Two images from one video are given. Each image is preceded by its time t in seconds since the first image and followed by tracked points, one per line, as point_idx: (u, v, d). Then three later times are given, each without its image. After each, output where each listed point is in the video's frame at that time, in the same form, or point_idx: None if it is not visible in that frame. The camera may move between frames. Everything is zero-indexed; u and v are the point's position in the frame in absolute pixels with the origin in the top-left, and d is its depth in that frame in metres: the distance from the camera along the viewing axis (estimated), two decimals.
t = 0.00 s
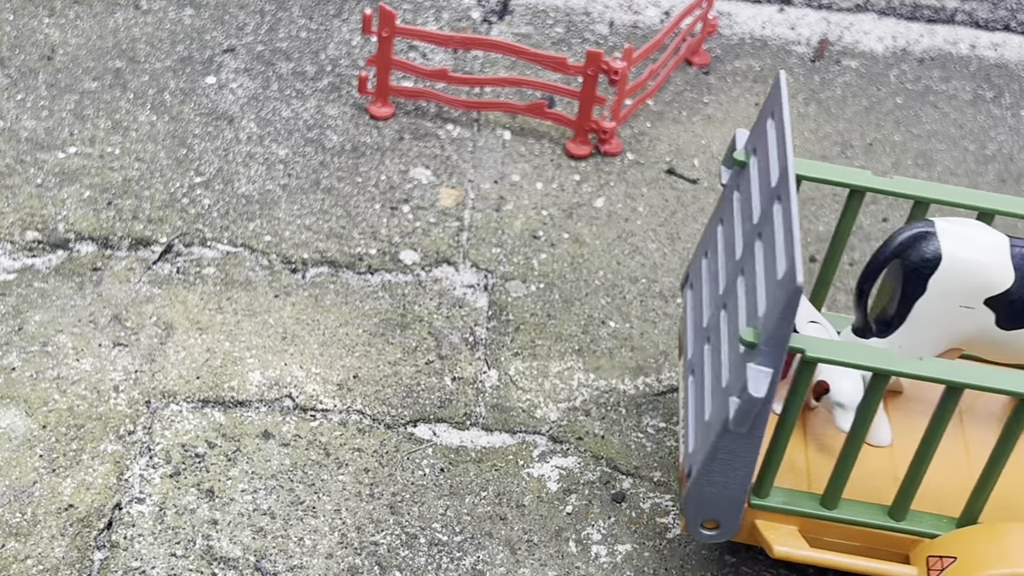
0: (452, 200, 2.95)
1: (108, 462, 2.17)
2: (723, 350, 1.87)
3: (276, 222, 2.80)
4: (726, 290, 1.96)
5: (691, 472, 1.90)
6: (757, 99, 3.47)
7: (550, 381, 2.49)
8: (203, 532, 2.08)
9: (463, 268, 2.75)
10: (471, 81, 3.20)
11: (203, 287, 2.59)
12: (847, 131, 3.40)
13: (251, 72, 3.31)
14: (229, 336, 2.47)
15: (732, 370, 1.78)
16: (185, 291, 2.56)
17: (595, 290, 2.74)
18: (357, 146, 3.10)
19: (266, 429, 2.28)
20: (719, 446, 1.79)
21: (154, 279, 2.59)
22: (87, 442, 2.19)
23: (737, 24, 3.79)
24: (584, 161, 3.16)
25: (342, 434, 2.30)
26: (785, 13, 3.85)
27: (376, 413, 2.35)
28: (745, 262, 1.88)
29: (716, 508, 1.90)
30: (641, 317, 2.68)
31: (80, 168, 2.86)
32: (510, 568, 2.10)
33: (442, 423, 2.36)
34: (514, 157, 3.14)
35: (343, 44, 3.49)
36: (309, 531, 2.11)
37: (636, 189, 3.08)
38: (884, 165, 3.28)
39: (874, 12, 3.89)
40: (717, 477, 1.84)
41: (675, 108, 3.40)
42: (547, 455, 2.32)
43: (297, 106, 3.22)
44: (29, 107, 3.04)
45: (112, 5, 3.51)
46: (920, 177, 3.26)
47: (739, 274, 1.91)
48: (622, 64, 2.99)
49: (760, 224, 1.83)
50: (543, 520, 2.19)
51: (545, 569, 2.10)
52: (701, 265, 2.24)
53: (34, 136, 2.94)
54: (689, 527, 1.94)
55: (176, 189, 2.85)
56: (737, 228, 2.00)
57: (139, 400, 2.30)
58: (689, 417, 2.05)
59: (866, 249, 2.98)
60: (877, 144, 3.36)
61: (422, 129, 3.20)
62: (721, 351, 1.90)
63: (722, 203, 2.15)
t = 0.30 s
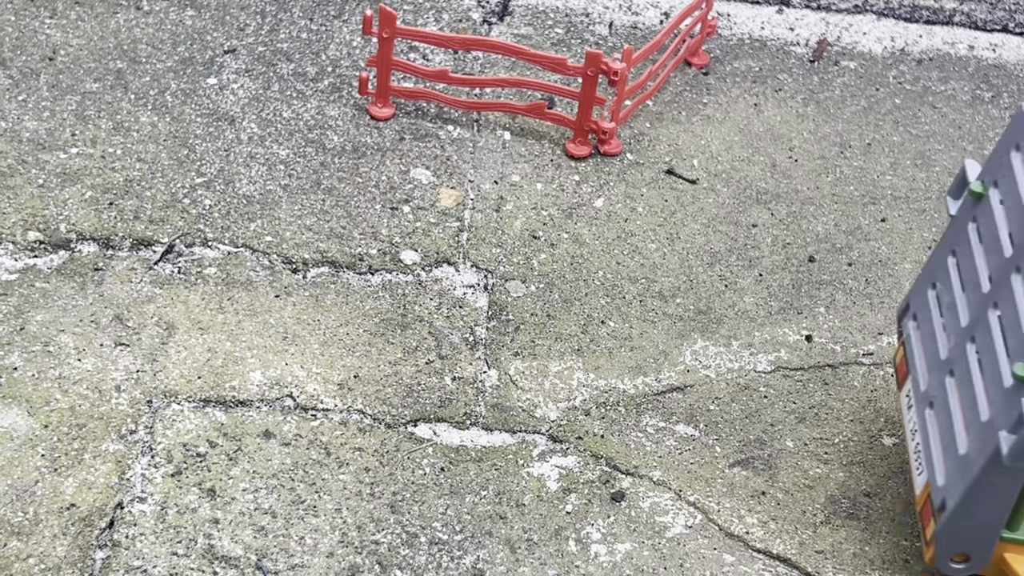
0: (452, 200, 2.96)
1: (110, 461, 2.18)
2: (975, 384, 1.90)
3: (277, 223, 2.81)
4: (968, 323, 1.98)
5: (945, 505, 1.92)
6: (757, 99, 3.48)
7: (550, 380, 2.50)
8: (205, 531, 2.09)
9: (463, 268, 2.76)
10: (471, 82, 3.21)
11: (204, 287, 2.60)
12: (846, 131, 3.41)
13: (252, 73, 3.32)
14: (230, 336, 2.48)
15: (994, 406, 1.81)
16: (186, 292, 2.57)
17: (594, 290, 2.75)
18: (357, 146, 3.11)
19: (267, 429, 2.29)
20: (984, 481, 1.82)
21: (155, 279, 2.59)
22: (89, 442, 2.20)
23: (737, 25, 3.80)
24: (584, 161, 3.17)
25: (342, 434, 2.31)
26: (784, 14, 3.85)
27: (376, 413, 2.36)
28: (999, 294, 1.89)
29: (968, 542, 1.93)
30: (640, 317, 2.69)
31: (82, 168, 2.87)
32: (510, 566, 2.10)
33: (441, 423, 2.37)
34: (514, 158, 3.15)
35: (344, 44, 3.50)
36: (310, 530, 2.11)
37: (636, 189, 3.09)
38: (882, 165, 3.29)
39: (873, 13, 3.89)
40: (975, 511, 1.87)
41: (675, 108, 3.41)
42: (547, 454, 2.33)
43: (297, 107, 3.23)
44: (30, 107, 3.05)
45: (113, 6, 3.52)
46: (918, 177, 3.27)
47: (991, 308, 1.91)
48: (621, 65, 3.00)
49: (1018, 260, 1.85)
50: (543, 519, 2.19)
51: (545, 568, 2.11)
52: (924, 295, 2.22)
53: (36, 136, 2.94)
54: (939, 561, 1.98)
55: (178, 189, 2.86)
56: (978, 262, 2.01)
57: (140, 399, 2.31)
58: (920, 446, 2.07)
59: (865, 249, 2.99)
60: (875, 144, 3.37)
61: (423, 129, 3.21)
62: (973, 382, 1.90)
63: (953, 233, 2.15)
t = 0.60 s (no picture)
0: (452, 200, 2.96)
1: (110, 461, 2.18)
2: None
3: (277, 223, 2.81)
4: None
5: None
6: (757, 99, 3.48)
7: (550, 380, 2.50)
8: (205, 531, 2.09)
9: (463, 268, 2.77)
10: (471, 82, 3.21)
11: (204, 287, 2.60)
12: (846, 131, 3.41)
13: (252, 73, 3.33)
14: (230, 336, 2.48)
15: None
16: (186, 291, 2.58)
17: (594, 290, 2.75)
18: (357, 146, 3.11)
19: (267, 429, 2.29)
20: None
21: (155, 279, 2.60)
22: (89, 442, 2.20)
23: (736, 25, 3.80)
24: (584, 161, 3.17)
25: (342, 434, 2.31)
26: (784, 14, 3.85)
27: (376, 413, 2.36)
28: None
29: None
30: (640, 317, 2.69)
31: (82, 168, 2.87)
32: (510, 566, 2.10)
33: (441, 423, 2.37)
34: (514, 158, 3.15)
35: (344, 44, 3.50)
36: (309, 530, 2.11)
37: (636, 189, 3.09)
38: (883, 166, 3.29)
39: (873, 13, 3.88)
40: None
41: (675, 108, 3.41)
42: (547, 454, 2.33)
43: (297, 107, 3.23)
44: (30, 107, 3.05)
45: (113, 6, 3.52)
46: (918, 177, 3.27)
47: None
48: (621, 65, 3.00)
49: None
50: (543, 520, 2.19)
51: (545, 567, 2.10)
52: None
53: (36, 136, 2.94)
54: None
55: (179, 189, 2.86)
56: None
57: (141, 399, 2.31)
58: None
59: (865, 249, 2.99)
60: (875, 144, 3.37)
61: (423, 129, 3.21)
62: None
63: None
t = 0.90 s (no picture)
0: (452, 200, 2.96)
1: (110, 461, 2.18)
2: None
3: (277, 223, 2.81)
4: None
5: None
6: (757, 99, 3.48)
7: (550, 380, 2.50)
8: (204, 531, 2.09)
9: (464, 268, 2.77)
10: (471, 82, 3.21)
11: (204, 287, 2.60)
12: (846, 131, 3.41)
13: (252, 73, 3.33)
14: (230, 336, 2.48)
15: None
16: (186, 291, 2.58)
17: (594, 290, 2.75)
18: (357, 147, 3.11)
19: (267, 429, 2.29)
20: None
21: (155, 279, 2.60)
22: (89, 442, 2.20)
23: (736, 25, 3.80)
24: (585, 161, 3.17)
25: (342, 434, 2.31)
26: (784, 14, 3.85)
27: (376, 413, 2.36)
28: None
29: None
30: (640, 317, 2.69)
31: (82, 169, 2.87)
32: (510, 566, 2.10)
33: (441, 423, 2.37)
34: (515, 158, 3.16)
35: (344, 45, 3.50)
36: (310, 530, 2.11)
37: (636, 189, 3.09)
38: (883, 166, 3.29)
39: (873, 13, 3.88)
40: None
41: (675, 108, 3.41)
42: (547, 454, 2.33)
43: (297, 107, 3.23)
44: (31, 107, 3.05)
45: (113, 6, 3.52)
46: (918, 177, 3.27)
47: None
48: (621, 65, 3.00)
49: None
50: (542, 520, 2.19)
51: (545, 568, 2.10)
52: None
53: (36, 136, 2.94)
54: None
55: (179, 189, 2.86)
56: None
57: (141, 399, 2.31)
58: None
59: (864, 249, 2.99)
60: (875, 144, 3.37)
61: (423, 129, 3.21)
62: None
63: None
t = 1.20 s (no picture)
0: (452, 200, 2.97)
1: (110, 461, 2.18)
2: None
3: (277, 223, 2.81)
4: None
5: None
6: (757, 99, 3.48)
7: (550, 380, 2.50)
8: (204, 531, 2.09)
9: (464, 268, 2.77)
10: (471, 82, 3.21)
11: (204, 287, 2.60)
12: (846, 131, 3.41)
13: (252, 73, 3.33)
14: (230, 336, 2.48)
15: None
16: (186, 291, 2.58)
17: (595, 290, 2.75)
18: (357, 147, 3.11)
19: (267, 429, 2.29)
20: None
21: (155, 278, 2.60)
22: (89, 442, 2.20)
23: (736, 25, 3.80)
24: (585, 161, 3.17)
25: (342, 434, 2.31)
26: (784, 14, 3.85)
27: (376, 413, 2.36)
28: None
29: None
30: (640, 317, 2.69)
31: (82, 169, 2.87)
32: (510, 566, 2.10)
33: (441, 423, 2.37)
34: (515, 158, 3.16)
35: (344, 45, 3.50)
36: (309, 530, 2.11)
37: (636, 189, 3.09)
38: (883, 166, 3.29)
39: (873, 13, 3.88)
40: None
41: (675, 108, 3.41)
42: (547, 454, 2.33)
43: (298, 107, 3.23)
44: (31, 107, 3.05)
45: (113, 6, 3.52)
46: (918, 177, 3.27)
47: None
48: (621, 65, 3.00)
49: None
50: (542, 520, 2.19)
51: (545, 568, 2.10)
52: None
53: (36, 136, 2.94)
54: None
55: (179, 189, 2.86)
56: None
57: (141, 399, 2.31)
58: None
59: (864, 250, 2.99)
60: (875, 144, 3.37)
61: (423, 129, 3.21)
62: None
63: None
